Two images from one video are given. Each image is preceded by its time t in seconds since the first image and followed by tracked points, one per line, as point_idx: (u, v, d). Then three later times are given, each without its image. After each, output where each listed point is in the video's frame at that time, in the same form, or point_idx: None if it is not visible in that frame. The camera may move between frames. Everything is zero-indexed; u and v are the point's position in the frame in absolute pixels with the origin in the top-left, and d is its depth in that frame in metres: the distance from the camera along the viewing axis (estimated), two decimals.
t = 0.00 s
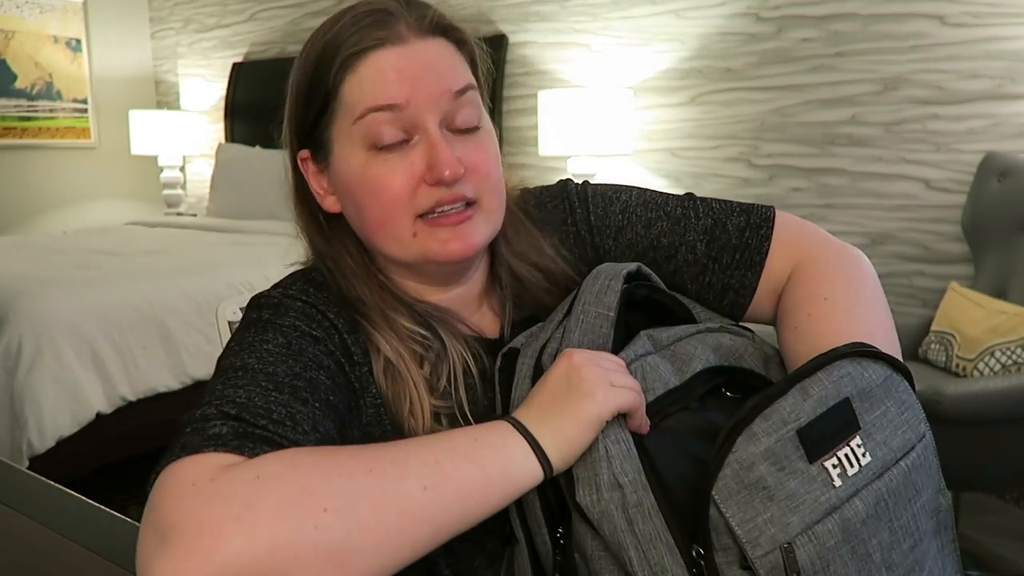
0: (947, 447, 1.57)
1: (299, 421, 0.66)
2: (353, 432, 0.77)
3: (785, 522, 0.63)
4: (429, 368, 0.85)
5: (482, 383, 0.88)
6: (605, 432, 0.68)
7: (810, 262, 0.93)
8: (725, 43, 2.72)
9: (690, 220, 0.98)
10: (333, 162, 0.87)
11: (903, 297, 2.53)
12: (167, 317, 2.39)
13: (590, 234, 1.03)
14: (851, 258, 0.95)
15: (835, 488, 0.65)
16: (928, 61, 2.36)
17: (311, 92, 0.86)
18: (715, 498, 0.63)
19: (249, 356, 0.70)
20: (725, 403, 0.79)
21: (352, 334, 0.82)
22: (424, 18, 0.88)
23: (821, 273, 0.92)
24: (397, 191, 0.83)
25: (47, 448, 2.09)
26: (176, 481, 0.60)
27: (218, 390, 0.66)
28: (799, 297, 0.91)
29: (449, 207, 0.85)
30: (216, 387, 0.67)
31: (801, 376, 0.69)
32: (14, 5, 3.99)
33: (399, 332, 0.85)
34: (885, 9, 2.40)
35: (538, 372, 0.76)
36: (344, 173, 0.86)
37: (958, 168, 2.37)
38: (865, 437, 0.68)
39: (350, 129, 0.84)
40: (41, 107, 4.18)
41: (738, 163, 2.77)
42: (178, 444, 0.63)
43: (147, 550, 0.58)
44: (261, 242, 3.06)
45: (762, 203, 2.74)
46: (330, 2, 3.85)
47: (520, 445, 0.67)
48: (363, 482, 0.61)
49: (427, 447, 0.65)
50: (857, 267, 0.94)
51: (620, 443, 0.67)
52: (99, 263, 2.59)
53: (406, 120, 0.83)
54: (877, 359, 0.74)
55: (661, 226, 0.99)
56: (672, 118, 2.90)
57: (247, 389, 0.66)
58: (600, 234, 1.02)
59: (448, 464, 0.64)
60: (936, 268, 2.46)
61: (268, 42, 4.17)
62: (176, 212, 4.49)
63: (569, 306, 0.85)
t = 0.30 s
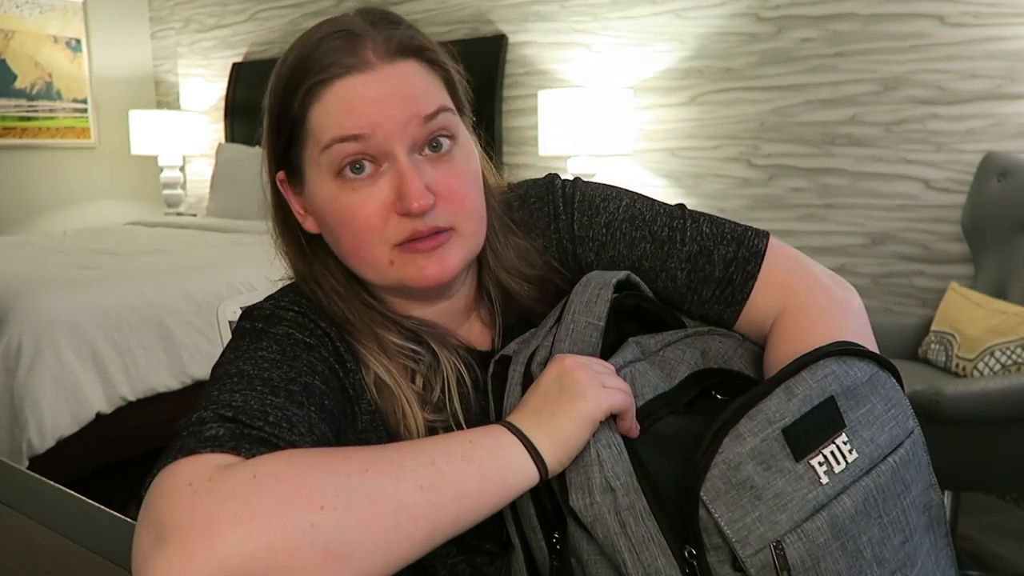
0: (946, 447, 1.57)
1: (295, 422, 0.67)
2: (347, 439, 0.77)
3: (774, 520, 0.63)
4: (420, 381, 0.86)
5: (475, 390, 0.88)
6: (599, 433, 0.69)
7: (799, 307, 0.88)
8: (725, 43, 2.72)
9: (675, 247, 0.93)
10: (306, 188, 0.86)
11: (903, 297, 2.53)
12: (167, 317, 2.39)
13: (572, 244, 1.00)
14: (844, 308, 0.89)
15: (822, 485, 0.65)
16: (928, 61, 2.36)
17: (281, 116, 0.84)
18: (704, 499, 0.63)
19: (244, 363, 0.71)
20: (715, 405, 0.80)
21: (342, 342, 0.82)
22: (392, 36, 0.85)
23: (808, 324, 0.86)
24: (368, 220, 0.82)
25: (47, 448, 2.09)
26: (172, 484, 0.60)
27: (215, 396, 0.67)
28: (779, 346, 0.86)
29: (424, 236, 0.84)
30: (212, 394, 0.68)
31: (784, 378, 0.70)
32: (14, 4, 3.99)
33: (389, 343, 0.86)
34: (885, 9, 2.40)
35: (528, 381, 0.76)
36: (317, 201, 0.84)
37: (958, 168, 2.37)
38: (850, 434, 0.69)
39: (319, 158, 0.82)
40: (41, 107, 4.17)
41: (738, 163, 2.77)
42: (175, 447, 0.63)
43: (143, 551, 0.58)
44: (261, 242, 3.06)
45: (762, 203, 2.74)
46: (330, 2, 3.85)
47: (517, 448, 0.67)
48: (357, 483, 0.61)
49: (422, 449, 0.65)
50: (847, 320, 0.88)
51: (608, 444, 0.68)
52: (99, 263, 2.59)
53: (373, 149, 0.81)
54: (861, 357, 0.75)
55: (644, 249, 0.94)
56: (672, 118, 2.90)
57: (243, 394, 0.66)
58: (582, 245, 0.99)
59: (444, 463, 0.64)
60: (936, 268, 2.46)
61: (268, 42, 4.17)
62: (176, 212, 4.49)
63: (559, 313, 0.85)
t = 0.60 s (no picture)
0: (946, 448, 1.57)
1: (293, 424, 0.67)
2: (343, 442, 0.77)
3: (785, 532, 0.63)
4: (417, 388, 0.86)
5: (473, 395, 0.88)
6: (600, 434, 0.70)
7: (793, 331, 0.86)
8: (725, 43, 2.72)
9: (669, 261, 0.91)
10: (289, 196, 0.87)
11: (904, 297, 2.53)
12: (167, 317, 2.39)
13: (566, 249, 0.98)
14: (839, 333, 0.87)
15: (832, 496, 0.65)
16: (928, 61, 2.36)
17: (263, 127, 0.87)
18: (714, 510, 0.63)
19: (241, 365, 0.71)
20: (711, 417, 0.80)
21: (339, 345, 0.82)
22: (364, 40, 0.87)
23: (800, 351, 0.85)
24: (338, 222, 0.82)
25: (47, 448, 2.09)
26: (169, 487, 0.60)
27: (213, 398, 0.67)
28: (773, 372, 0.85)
29: (398, 237, 0.82)
30: (210, 396, 0.68)
31: (789, 387, 0.70)
32: (14, 4, 3.99)
33: (385, 348, 0.86)
34: (885, 9, 2.40)
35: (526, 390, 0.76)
36: (297, 207, 0.85)
37: (957, 168, 2.37)
38: (859, 444, 0.69)
39: (292, 163, 0.83)
40: (41, 107, 4.17)
41: (738, 163, 2.77)
42: (172, 449, 0.63)
43: (139, 554, 0.58)
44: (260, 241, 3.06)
45: (762, 203, 2.74)
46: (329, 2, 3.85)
47: (516, 453, 0.67)
48: (358, 489, 0.61)
49: (422, 453, 0.65)
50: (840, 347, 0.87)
51: (615, 453, 0.68)
52: (100, 263, 2.59)
53: (340, 149, 0.81)
54: (868, 366, 0.75)
55: (638, 260, 0.92)
56: (672, 118, 2.90)
57: (240, 395, 0.67)
58: (577, 251, 0.97)
59: (442, 467, 0.64)
60: (936, 268, 2.46)
61: (268, 42, 4.17)
62: (176, 211, 4.49)
63: (559, 320, 0.85)
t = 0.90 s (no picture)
0: (947, 448, 1.57)
1: (292, 424, 0.67)
2: (342, 444, 0.77)
3: (790, 531, 0.63)
4: (418, 391, 0.86)
5: (474, 398, 0.88)
6: (601, 435, 0.70)
7: (790, 328, 0.87)
8: (725, 43, 2.72)
9: (668, 263, 0.90)
10: (293, 213, 0.86)
11: (903, 297, 2.53)
12: (167, 317, 2.39)
13: (565, 251, 0.98)
14: (839, 336, 0.87)
15: (836, 495, 0.65)
16: (928, 61, 2.36)
17: (267, 142, 0.84)
18: (718, 508, 0.63)
19: (241, 365, 0.71)
20: (712, 423, 0.81)
21: (338, 347, 0.82)
22: (374, 57, 0.83)
23: (800, 354, 0.85)
24: (344, 252, 0.81)
25: (47, 448, 2.09)
26: (169, 485, 0.60)
27: (212, 399, 0.67)
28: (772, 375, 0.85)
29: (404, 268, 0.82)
30: (209, 397, 0.68)
31: (791, 388, 0.70)
32: (14, 5, 3.99)
33: (386, 353, 0.86)
34: (885, 9, 2.40)
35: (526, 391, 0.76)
36: (301, 228, 0.84)
37: (957, 168, 2.37)
38: (863, 443, 0.69)
39: (297, 187, 0.82)
40: (41, 107, 4.17)
41: (738, 163, 2.77)
42: (171, 448, 0.63)
43: (139, 552, 0.58)
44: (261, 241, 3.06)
45: (762, 203, 2.75)
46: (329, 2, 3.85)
47: (517, 454, 0.67)
48: (360, 488, 0.61)
49: (421, 453, 0.65)
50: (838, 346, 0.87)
51: (619, 453, 0.68)
52: (100, 263, 2.59)
53: (347, 180, 0.80)
54: (871, 365, 0.76)
55: (637, 262, 0.92)
56: (672, 118, 2.90)
57: (240, 395, 0.67)
58: (576, 253, 0.97)
59: (442, 467, 0.64)
60: (936, 268, 2.46)
61: (268, 42, 4.17)
62: (176, 211, 4.50)
63: (558, 320, 0.85)
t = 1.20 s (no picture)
0: (947, 448, 1.57)
1: (289, 425, 0.67)
2: (340, 445, 0.77)
3: (797, 537, 0.63)
4: (416, 395, 0.86)
5: (473, 402, 0.88)
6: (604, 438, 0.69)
7: (791, 337, 0.87)
8: (725, 43, 2.72)
9: (669, 271, 0.90)
10: (297, 216, 0.86)
11: (904, 297, 2.53)
12: (167, 317, 2.39)
13: (566, 254, 0.97)
14: (838, 344, 0.88)
15: (841, 501, 0.65)
16: (928, 61, 2.36)
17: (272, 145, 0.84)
18: (726, 516, 0.63)
19: (238, 366, 0.71)
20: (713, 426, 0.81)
21: (336, 348, 0.82)
22: (381, 64, 0.83)
23: (798, 363, 0.85)
24: (349, 259, 0.81)
25: (47, 448, 2.09)
26: (167, 488, 0.60)
27: (210, 400, 0.67)
28: (771, 386, 0.85)
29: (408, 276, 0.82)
30: (206, 398, 0.68)
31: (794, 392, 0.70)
32: (14, 4, 3.98)
33: (385, 355, 0.86)
34: (885, 9, 2.40)
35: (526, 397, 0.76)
36: (306, 231, 0.84)
37: (957, 168, 2.38)
38: (866, 446, 0.69)
39: (303, 192, 0.81)
40: (41, 107, 4.17)
41: (738, 163, 2.77)
42: (168, 450, 0.63)
43: (136, 556, 0.58)
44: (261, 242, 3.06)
45: (762, 203, 2.74)
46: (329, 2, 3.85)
47: (516, 455, 0.67)
48: (358, 491, 0.61)
49: (421, 454, 0.65)
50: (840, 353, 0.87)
51: (623, 458, 0.68)
52: (99, 263, 2.59)
53: (352, 188, 0.79)
54: (872, 368, 0.76)
55: (637, 267, 0.91)
56: (672, 118, 2.90)
57: (236, 396, 0.67)
58: (576, 257, 0.96)
59: (440, 468, 0.64)
60: (937, 268, 2.46)
61: (268, 42, 4.17)
62: (176, 211, 4.50)
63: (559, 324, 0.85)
